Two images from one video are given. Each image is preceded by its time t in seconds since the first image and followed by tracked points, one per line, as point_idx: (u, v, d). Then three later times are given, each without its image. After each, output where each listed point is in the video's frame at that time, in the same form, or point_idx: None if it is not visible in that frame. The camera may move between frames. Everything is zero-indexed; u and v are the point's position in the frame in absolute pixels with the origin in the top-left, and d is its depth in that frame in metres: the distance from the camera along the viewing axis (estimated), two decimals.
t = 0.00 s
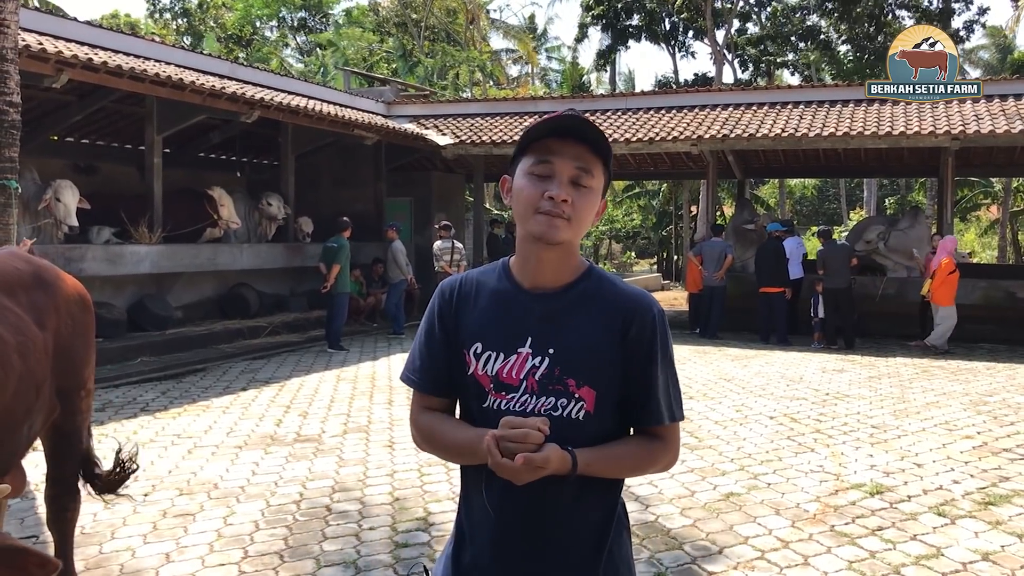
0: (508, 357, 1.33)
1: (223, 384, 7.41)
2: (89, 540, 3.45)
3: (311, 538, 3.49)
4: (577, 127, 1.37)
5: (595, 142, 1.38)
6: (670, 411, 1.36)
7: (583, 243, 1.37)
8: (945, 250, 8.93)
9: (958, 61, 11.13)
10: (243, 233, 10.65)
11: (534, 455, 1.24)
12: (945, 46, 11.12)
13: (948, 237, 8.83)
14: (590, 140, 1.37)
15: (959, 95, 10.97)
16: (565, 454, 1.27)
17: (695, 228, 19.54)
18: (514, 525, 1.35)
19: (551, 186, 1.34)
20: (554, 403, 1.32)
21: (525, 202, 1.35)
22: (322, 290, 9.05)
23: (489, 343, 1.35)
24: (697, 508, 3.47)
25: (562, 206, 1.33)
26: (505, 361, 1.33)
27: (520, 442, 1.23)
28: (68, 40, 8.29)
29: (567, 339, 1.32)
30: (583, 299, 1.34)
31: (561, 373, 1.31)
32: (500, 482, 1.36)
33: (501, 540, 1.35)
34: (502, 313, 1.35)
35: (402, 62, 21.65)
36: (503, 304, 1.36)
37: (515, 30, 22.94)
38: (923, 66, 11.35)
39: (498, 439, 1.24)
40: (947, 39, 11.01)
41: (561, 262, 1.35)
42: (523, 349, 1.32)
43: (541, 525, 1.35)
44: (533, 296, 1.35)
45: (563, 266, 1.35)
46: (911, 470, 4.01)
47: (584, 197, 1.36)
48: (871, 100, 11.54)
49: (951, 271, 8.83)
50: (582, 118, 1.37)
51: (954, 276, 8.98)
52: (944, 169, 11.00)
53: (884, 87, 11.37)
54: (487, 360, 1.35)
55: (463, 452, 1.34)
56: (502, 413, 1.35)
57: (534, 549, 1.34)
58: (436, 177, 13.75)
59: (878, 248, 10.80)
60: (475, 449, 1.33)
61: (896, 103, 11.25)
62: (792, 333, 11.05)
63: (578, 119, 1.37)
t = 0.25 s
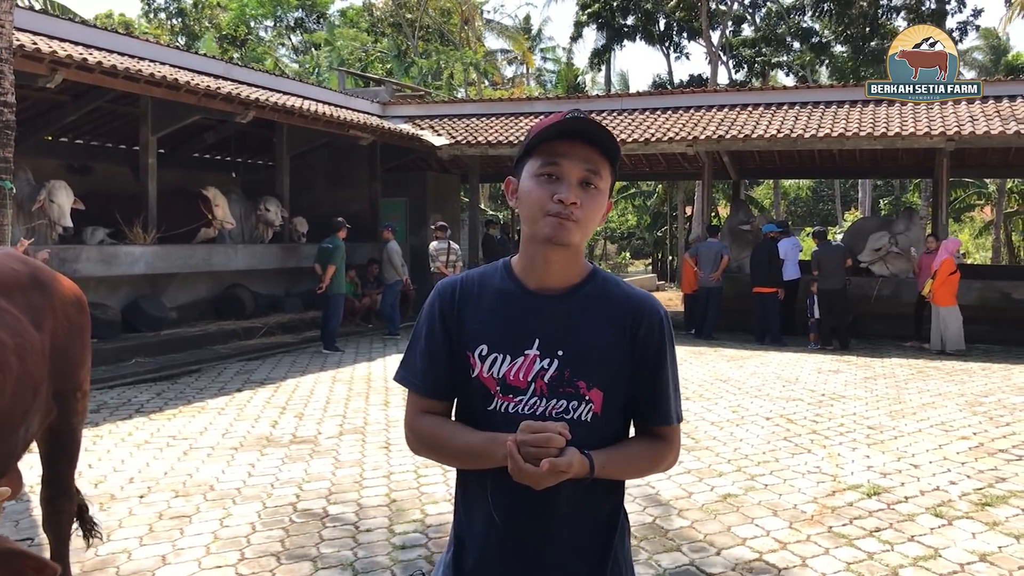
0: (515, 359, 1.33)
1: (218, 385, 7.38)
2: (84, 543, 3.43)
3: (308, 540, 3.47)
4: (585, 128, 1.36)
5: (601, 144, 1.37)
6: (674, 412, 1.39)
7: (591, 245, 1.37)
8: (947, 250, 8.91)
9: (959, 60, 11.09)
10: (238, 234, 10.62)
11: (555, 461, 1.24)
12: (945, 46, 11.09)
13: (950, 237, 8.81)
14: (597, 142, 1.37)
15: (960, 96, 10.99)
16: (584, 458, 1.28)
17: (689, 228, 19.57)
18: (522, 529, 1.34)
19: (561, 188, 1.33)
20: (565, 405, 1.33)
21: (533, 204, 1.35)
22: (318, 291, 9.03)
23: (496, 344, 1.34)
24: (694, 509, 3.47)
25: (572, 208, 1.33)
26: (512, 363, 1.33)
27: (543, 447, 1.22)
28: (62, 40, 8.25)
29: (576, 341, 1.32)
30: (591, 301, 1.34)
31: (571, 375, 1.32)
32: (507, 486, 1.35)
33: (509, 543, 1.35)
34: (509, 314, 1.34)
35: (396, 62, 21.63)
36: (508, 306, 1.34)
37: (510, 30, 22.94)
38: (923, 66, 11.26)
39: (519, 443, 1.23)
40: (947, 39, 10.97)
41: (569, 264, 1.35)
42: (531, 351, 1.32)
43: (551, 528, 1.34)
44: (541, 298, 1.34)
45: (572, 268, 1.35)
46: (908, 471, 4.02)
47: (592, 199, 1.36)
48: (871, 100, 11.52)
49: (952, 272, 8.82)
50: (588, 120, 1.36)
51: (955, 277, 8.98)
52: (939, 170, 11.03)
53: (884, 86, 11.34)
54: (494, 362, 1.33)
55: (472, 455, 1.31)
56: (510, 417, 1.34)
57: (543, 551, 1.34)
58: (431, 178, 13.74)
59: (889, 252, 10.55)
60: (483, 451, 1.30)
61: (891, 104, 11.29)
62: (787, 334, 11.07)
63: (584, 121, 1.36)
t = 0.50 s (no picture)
0: (517, 364, 1.32)
1: (210, 388, 7.35)
2: (77, 548, 3.41)
3: (302, 545, 3.46)
4: (591, 135, 1.36)
5: (607, 150, 1.37)
6: (673, 418, 1.41)
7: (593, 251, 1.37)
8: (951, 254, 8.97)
9: (958, 61, 11.25)
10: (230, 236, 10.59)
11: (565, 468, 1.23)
12: (945, 46, 11.23)
13: (954, 241, 8.86)
14: (604, 149, 1.37)
15: (959, 96, 11.08)
16: (592, 465, 1.28)
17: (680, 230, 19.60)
18: (523, 536, 1.34)
19: (567, 196, 1.33)
20: (567, 411, 1.33)
21: (538, 211, 1.34)
22: (310, 293, 9.01)
23: (497, 349, 1.33)
24: (689, 512, 3.48)
25: (577, 215, 1.33)
26: (514, 367, 1.32)
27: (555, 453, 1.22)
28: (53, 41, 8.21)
29: (579, 346, 1.33)
30: (593, 307, 1.35)
31: (574, 380, 1.32)
32: (510, 492, 1.34)
33: (510, 549, 1.34)
34: (509, 319, 1.33)
35: (387, 65, 21.64)
36: (510, 310, 1.34)
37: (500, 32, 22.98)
38: (923, 66, 11.42)
39: (530, 450, 1.22)
40: (947, 40, 11.09)
41: (571, 269, 1.35)
42: (533, 356, 1.32)
43: (553, 534, 1.34)
44: (542, 303, 1.34)
45: (575, 274, 1.36)
46: (901, 473, 4.04)
47: (597, 207, 1.36)
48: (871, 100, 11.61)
49: (954, 275, 8.89)
50: (596, 127, 1.36)
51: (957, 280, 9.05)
52: (930, 172, 11.09)
53: (884, 87, 11.46)
54: (495, 367, 1.33)
55: (474, 462, 1.30)
56: (511, 422, 1.33)
57: (545, 556, 1.34)
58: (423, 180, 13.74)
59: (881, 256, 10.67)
60: (487, 457, 1.29)
61: (881, 107, 11.35)
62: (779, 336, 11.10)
63: (590, 127, 1.36)
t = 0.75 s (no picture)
0: (512, 367, 1.32)
1: (202, 391, 7.32)
2: (69, 552, 3.39)
3: (296, 548, 3.45)
4: (587, 138, 1.36)
5: (604, 153, 1.38)
6: (666, 421, 1.43)
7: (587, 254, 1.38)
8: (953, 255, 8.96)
9: (958, 61, 11.33)
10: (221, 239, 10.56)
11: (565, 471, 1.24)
12: (943, 48, 11.36)
13: (958, 243, 8.85)
14: (599, 151, 1.37)
15: (958, 96, 11.17)
16: (592, 469, 1.28)
17: (672, 232, 19.64)
18: (521, 541, 1.33)
19: (563, 199, 1.33)
20: (564, 414, 1.32)
21: (534, 214, 1.34)
22: (302, 295, 8.98)
23: (492, 352, 1.32)
24: (683, 514, 3.49)
25: (573, 218, 1.33)
26: (508, 371, 1.32)
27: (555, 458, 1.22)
28: (43, 43, 8.16)
29: (575, 350, 1.33)
30: (587, 309, 1.36)
31: (569, 384, 1.32)
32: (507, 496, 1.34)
33: (508, 553, 1.33)
34: (505, 322, 1.33)
35: (378, 66, 21.62)
36: (504, 313, 1.34)
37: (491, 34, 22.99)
38: (922, 67, 11.48)
39: (531, 454, 1.22)
40: (947, 39, 11.27)
41: (565, 272, 1.35)
42: (528, 359, 1.32)
43: (553, 539, 1.34)
44: (538, 306, 1.34)
45: (571, 277, 1.36)
46: (894, 474, 4.05)
47: (594, 210, 1.36)
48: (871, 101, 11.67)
49: (955, 276, 8.88)
50: (592, 129, 1.36)
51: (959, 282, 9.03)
52: (919, 174, 11.15)
53: (883, 87, 11.52)
54: (490, 371, 1.32)
55: (471, 466, 1.29)
56: (507, 426, 1.33)
57: (544, 560, 1.34)
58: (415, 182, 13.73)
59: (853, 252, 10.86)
60: (484, 462, 1.28)
61: (872, 109, 11.42)
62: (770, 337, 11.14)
63: (585, 130, 1.36)
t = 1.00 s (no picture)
0: (505, 370, 1.31)
1: (192, 394, 7.28)
2: (60, 556, 3.37)
3: (290, 551, 3.44)
4: (579, 136, 1.36)
5: (595, 153, 1.38)
6: (656, 422, 1.45)
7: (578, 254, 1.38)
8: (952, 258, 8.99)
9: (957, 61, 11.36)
10: (212, 241, 10.51)
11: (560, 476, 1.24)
12: (944, 46, 11.43)
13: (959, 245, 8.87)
14: (592, 151, 1.37)
15: (959, 95, 11.21)
16: (587, 473, 1.29)
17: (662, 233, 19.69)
18: (518, 545, 1.33)
19: (554, 199, 1.34)
20: (558, 416, 1.32)
21: (526, 213, 1.34)
22: (292, 297, 8.96)
23: (485, 355, 1.32)
24: (676, 515, 3.49)
25: (565, 219, 1.33)
26: (502, 374, 1.31)
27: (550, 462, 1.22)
28: (32, 43, 8.10)
29: (570, 352, 1.33)
30: (579, 310, 1.36)
31: (563, 386, 1.32)
32: (502, 500, 1.34)
33: (503, 558, 1.33)
34: (498, 324, 1.32)
35: (368, 68, 21.59)
36: (497, 315, 1.33)
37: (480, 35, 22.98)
38: (923, 66, 11.54)
39: (527, 458, 1.22)
40: (947, 39, 11.28)
41: (557, 274, 1.35)
42: (521, 362, 1.31)
43: (549, 543, 1.34)
44: (530, 307, 1.34)
45: (563, 278, 1.36)
46: (885, 475, 4.07)
47: (585, 211, 1.37)
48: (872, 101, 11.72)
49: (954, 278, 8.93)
50: (585, 129, 1.36)
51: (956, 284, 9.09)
52: (908, 176, 11.21)
53: (884, 87, 11.58)
54: (483, 374, 1.31)
55: (467, 470, 1.28)
56: (500, 429, 1.32)
57: (541, 564, 1.34)
58: (406, 184, 13.71)
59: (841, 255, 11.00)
60: (479, 464, 1.28)
61: (861, 111, 11.48)
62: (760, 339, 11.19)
63: (578, 129, 1.36)
